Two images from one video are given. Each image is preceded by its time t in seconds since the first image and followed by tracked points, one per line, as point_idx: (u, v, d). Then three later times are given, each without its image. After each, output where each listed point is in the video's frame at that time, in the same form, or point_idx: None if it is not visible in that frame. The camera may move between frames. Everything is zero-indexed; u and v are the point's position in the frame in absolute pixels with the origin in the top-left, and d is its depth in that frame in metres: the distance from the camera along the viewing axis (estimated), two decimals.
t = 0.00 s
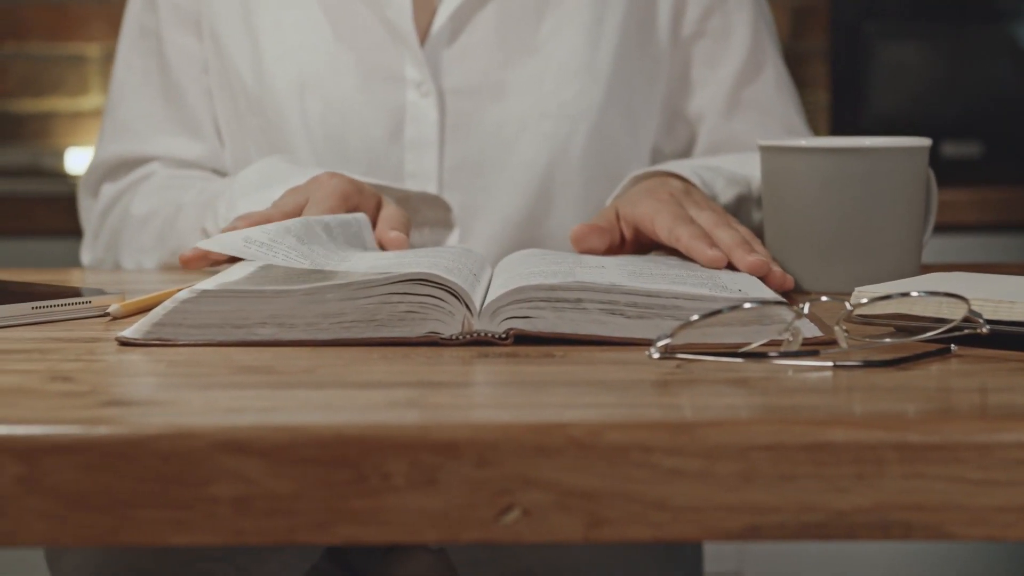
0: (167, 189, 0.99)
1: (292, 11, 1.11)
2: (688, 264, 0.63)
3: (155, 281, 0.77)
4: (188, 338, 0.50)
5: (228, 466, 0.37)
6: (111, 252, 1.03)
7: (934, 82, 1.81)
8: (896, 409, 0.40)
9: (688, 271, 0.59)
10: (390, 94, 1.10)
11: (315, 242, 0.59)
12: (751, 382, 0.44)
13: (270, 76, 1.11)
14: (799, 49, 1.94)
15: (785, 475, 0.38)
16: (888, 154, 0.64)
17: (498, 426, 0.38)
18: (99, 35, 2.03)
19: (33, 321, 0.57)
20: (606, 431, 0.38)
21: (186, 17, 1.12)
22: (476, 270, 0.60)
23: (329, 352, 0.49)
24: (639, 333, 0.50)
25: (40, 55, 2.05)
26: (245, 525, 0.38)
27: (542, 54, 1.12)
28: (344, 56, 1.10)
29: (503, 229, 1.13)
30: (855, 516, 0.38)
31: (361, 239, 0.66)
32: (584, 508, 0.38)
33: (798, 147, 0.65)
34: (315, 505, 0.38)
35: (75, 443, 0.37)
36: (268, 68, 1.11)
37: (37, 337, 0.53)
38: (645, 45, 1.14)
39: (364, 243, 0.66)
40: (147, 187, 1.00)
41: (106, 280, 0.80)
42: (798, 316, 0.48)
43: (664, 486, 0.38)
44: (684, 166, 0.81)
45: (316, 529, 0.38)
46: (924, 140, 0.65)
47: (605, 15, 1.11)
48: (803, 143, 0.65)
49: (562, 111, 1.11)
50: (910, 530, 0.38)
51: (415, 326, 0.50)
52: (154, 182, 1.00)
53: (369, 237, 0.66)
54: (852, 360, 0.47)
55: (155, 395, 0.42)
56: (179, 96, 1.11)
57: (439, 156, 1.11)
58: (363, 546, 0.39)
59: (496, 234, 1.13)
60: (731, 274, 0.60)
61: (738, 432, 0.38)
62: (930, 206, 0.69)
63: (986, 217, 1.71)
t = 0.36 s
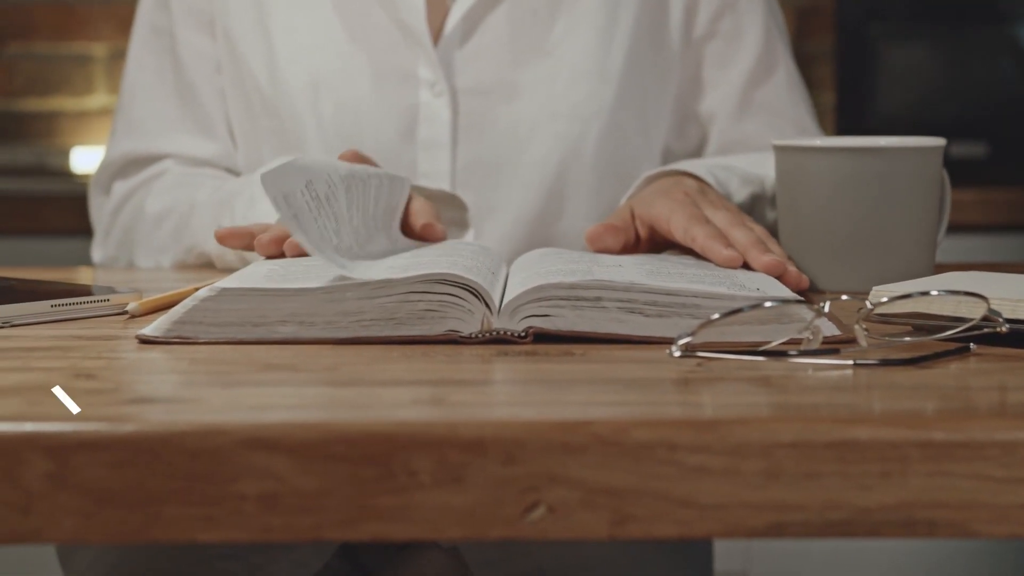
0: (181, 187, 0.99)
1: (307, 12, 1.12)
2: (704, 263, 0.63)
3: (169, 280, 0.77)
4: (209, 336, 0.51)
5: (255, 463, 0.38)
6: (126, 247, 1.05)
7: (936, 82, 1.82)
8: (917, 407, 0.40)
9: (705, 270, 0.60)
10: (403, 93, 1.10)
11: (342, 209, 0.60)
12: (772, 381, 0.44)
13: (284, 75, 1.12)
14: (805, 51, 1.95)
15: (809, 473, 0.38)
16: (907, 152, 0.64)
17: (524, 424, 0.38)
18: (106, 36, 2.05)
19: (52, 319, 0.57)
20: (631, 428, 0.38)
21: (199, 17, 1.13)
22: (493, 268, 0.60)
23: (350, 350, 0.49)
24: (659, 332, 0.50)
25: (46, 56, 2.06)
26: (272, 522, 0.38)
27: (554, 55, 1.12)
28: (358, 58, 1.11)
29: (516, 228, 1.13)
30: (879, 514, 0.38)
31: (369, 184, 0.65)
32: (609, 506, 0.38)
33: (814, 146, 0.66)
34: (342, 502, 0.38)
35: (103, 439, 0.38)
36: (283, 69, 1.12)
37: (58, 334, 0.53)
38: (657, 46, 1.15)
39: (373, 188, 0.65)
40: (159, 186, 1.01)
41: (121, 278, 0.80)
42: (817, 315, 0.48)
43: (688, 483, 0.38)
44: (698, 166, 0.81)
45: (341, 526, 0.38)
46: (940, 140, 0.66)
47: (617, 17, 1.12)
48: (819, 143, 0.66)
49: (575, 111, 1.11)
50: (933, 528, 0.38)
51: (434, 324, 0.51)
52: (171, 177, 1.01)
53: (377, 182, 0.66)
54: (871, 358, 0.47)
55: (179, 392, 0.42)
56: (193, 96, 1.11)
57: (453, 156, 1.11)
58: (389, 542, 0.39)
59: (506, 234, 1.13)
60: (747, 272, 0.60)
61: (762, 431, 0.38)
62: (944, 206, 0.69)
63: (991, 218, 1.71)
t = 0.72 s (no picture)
0: (196, 186, 0.99)
1: (319, 13, 1.12)
2: (718, 262, 0.63)
3: (181, 278, 0.77)
4: (227, 333, 0.50)
5: (278, 461, 0.38)
6: (135, 248, 1.04)
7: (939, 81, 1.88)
8: (936, 405, 0.40)
9: (720, 270, 0.60)
10: (416, 95, 1.11)
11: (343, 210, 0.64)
12: (790, 379, 0.44)
13: (297, 75, 1.12)
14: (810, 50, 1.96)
15: (830, 471, 0.38)
16: (922, 151, 0.64)
17: (546, 422, 0.38)
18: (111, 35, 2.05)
19: (68, 317, 0.57)
20: (652, 427, 0.38)
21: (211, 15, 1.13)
22: (507, 266, 0.61)
23: (367, 348, 0.49)
24: (677, 330, 0.50)
25: (51, 53, 2.06)
26: (295, 520, 0.38)
27: (565, 55, 1.12)
28: (370, 61, 1.11)
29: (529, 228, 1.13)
30: (899, 513, 0.38)
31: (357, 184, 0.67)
32: (630, 503, 0.38)
33: (826, 146, 0.66)
34: (364, 500, 0.38)
35: (125, 436, 0.38)
36: (295, 69, 1.12)
37: (74, 332, 0.53)
38: (667, 45, 1.15)
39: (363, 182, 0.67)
40: (171, 185, 1.01)
41: (133, 276, 0.80)
42: (835, 314, 0.48)
43: (709, 481, 0.38)
44: (710, 166, 0.81)
45: (364, 523, 0.38)
46: (953, 139, 0.66)
47: (628, 16, 1.12)
48: (831, 143, 0.66)
49: (586, 111, 1.11)
50: (953, 526, 0.38)
51: (454, 323, 0.50)
52: (181, 179, 1.01)
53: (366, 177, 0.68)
54: (888, 357, 0.47)
55: (198, 390, 0.42)
56: (205, 95, 1.11)
57: (465, 155, 1.11)
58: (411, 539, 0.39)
59: (514, 232, 1.13)
60: (762, 272, 0.60)
61: (783, 429, 0.38)
62: (956, 206, 0.69)
63: (997, 217, 1.72)
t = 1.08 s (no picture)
0: (210, 178, 1.00)
1: (329, 10, 1.12)
2: (729, 258, 0.64)
3: (191, 273, 0.77)
4: (239, 328, 0.51)
5: (294, 455, 0.38)
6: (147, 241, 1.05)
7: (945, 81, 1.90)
8: (952, 401, 0.40)
9: (732, 266, 0.60)
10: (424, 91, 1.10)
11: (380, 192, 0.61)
12: (804, 375, 0.44)
13: (308, 71, 1.12)
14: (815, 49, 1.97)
15: (846, 466, 0.38)
16: (934, 148, 0.64)
17: (562, 417, 0.38)
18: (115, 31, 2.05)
19: (80, 311, 0.57)
20: (669, 422, 0.38)
21: (222, 11, 1.13)
22: (520, 262, 0.61)
23: (380, 343, 0.49)
24: (690, 325, 0.50)
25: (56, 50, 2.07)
26: (311, 513, 0.38)
27: (575, 52, 1.12)
28: (381, 56, 1.11)
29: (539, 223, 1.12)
30: (915, 508, 0.38)
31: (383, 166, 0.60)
32: (645, 498, 0.38)
33: (837, 142, 0.66)
34: (380, 495, 0.38)
35: (141, 430, 0.38)
36: (306, 65, 1.12)
37: (87, 327, 0.53)
38: (676, 42, 1.14)
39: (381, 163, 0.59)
40: (182, 178, 1.01)
41: (143, 271, 0.80)
42: (849, 310, 0.48)
43: (725, 476, 0.38)
44: (721, 162, 0.82)
45: (380, 518, 0.38)
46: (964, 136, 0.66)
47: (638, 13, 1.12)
48: (843, 140, 0.66)
49: (595, 108, 1.12)
50: (969, 522, 0.38)
51: (465, 319, 0.51)
52: (192, 172, 1.01)
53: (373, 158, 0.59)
54: (901, 353, 0.47)
55: (214, 384, 0.42)
56: (215, 91, 1.11)
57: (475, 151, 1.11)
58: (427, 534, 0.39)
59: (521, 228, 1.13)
60: (774, 268, 0.60)
61: (799, 424, 0.38)
62: (966, 203, 0.69)
63: (1002, 215, 1.73)
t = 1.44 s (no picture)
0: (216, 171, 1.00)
1: (333, 8, 1.14)
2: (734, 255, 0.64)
3: (193, 269, 0.77)
4: (242, 323, 0.51)
5: (297, 451, 0.38)
6: (149, 230, 1.05)
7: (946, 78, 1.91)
8: (956, 397, 0.40)
9: (734, 262, 0.60)
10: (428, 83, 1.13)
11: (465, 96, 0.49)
12: (807, 371, 0.44)
13: (313, 70, 1.13)
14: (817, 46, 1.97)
15: (851, 462, 0.38)
16: (940, 144, 0.64)
17: (566, 413, 0.38)
18: (117, 26, 2.06)
19: (83, 307, 0.57)
20: (673, 418, 0.38)
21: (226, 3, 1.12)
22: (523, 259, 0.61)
23: (383, 338, 0.49)
24: (695, 322, 0.50)
25: (56, 46, 2.07)
26: (314, 509, 0.38)
27: (578, 49, 1.13)
28: (383, 51, 1.13)
29: (541, 218, 1.13)
30: (919, 504, 0.38)
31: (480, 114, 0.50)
32: (649, 494, 0.38)
33: (841, 139, 0.66)
34: (384, 491, 0.38)
35: (146, 425, 0.38)
36: (311, 62, 1.13)
37: (89, 322, 0.53)
38: (679, 40, 1.15)
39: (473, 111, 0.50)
40: (186, 167, 1.01)
41: (145, 266, 0.80)
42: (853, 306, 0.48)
43: (729, 472, 0.38)
44: (724, 157, 0.81)
45: (384, 514, 0.38)
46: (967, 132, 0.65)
47: (640, 10, 1.13)
48: (847, 136, 0.66)
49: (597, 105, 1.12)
50: (973, 518, 0.38)
51: (470, 314, 0.51)
52: (196, 162, 1.01)
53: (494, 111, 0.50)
54: (904, 349, 0.47)
55: (218, 379, 0.42)
56: (220, 81, 1.10)
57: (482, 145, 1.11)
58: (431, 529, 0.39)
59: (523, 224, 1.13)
60: (777, 265, 0.60)
61: (803, 420, 0.38)
62: (969, 199, 0.69)
63: (1002, 212, 1.73)
